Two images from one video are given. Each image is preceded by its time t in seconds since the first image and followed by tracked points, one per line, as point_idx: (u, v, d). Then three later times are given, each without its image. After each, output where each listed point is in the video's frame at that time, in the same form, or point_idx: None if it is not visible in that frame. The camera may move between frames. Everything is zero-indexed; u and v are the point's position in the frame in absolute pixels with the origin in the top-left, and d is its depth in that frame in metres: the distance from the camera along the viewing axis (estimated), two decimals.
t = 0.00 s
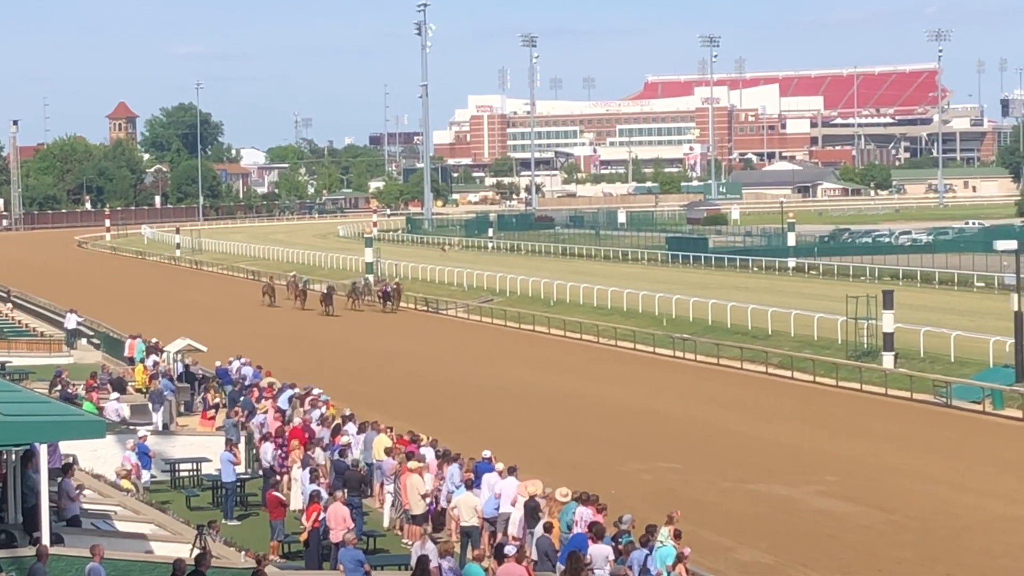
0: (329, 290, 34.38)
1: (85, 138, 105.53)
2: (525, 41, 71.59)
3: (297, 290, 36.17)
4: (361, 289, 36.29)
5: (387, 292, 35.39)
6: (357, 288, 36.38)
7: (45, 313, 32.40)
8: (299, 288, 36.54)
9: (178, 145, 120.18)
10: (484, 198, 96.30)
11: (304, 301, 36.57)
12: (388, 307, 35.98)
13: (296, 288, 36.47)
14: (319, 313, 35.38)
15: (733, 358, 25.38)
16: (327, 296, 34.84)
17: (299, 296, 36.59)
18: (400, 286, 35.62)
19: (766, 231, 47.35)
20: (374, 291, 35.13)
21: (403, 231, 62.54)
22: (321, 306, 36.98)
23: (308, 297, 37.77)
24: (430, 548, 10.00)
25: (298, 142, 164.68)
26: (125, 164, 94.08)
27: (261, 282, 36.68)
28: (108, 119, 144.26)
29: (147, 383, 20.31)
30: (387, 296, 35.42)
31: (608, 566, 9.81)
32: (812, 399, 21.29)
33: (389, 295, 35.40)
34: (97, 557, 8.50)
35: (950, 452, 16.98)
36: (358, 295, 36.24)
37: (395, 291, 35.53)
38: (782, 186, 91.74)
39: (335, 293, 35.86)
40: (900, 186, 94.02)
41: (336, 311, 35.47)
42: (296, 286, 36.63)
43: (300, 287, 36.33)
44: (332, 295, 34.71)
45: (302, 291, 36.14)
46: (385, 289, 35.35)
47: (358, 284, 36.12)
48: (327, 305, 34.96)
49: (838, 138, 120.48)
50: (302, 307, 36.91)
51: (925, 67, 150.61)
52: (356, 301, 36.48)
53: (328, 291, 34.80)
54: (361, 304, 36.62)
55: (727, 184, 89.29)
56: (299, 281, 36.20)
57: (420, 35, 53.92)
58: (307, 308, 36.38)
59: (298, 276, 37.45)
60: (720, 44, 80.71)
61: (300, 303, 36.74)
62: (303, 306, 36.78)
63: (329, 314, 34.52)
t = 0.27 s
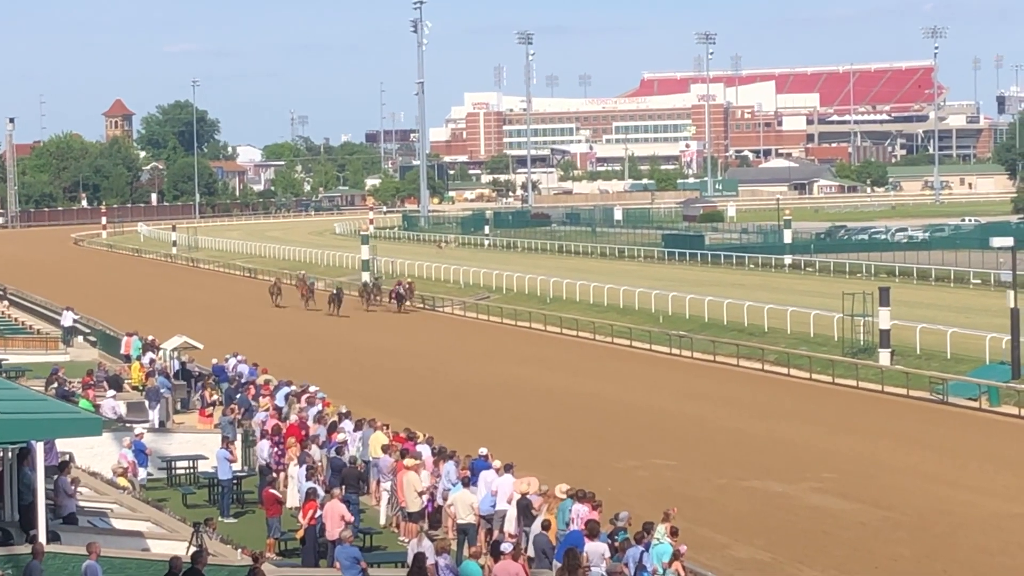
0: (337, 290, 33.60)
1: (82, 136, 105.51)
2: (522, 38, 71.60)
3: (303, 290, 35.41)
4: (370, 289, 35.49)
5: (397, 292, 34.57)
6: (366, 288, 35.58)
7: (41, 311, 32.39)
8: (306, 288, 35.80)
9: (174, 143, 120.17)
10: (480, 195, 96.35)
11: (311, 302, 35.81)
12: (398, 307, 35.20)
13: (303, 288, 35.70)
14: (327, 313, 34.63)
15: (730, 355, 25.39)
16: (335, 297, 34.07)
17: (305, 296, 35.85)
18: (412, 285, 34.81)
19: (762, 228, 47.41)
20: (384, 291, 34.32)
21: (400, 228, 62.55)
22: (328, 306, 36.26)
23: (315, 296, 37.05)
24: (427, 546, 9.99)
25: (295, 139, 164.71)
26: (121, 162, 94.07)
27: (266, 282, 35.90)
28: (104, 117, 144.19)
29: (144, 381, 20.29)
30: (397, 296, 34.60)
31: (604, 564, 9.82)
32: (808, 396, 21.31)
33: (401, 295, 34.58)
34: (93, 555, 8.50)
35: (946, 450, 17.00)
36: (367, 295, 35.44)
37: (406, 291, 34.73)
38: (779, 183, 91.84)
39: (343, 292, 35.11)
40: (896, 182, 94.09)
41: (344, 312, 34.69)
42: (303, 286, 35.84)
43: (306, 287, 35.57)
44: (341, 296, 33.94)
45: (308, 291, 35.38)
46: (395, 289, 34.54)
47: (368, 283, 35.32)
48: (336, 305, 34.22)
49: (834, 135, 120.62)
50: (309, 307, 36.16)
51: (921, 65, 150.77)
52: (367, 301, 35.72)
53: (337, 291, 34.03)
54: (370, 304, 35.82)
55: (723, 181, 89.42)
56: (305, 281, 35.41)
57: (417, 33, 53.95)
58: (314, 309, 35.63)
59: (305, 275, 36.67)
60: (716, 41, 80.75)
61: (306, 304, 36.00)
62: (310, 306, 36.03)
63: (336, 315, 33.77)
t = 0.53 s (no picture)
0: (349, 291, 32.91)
1: (78, 134, 105.47)
2: (518, 35, 71.57)
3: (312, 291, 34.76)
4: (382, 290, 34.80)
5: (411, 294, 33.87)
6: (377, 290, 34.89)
7: (39, 310, 32.39)
8: (315, 288, 35.10)
9: (171, 141, 120.15)
10: (478, 193, 96.38)
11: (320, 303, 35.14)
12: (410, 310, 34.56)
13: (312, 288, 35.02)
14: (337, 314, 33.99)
15: (727, 353, 25.40)
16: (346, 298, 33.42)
17: (314, 297, 35.19)
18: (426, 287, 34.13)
19: (759, 226, 47.44)
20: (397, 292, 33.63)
21: (396, 226, 62.58)
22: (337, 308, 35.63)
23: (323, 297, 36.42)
24: (424, 544, 9.99)
25: (292, 138, 164.74)
26: (118, 160, 94.12)
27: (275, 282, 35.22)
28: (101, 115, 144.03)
29: (140, 379, 20.30)
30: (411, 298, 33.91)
31: (601, 562, 9.85)
32: (805, 394, 21.33)
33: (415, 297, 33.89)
34: (90, 553, 8.50)
35: (943, 447, 17.02)
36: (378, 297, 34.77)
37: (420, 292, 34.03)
38: (776, 181, 91.92)
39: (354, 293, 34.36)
40: (894, 180, 94.11)
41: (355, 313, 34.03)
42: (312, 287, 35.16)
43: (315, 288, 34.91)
44: (352, 297, 33.23)
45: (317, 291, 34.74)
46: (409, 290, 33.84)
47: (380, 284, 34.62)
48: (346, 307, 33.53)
49: (831, 133, 120.66)
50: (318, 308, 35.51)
51: (919, 64, 150.82)
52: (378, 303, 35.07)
53: (347, 292, 33.38)
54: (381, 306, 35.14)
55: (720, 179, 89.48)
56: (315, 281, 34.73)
57: (413, 31, 53.95)
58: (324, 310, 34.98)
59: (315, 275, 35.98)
60: (713, 38, 80.76)
61: (316, 305, 35.34)
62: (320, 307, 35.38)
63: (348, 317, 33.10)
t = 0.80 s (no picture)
0: (359, 293, 32.20)
1: (74, 133, 105.34)
2: (514, 34, 71.50)
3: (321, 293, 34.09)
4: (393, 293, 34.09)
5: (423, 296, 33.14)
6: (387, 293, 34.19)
7: (34, 308, 32.34)
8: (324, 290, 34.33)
9: (167, 140, 119.96)
10: (473, 191, 96.34)
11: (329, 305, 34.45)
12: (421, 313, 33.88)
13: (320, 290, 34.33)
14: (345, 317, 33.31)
15: (724, 352, 25.40)
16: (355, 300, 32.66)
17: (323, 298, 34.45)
18: (438, 289, 33.41)
19: (754, 225, 47.40)
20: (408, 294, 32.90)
21: (392, 225, 62.51)
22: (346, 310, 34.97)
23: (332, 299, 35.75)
24: (420, 542, 9.99)
25: (288, 136, 164.60)
26: (114, 159, 93.99)
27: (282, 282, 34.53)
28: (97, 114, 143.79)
29: (136, 377, 20.28)
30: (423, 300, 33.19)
31: (597, 560, 9.86)
32: (802, 392, 21.32)
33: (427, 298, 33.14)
34: (86, 551, 8.50)
35: (939, 445, 17.03)
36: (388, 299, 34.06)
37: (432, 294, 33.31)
38: (771, 179, 91.91)
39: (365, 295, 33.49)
40: (890, 179, 94.08)
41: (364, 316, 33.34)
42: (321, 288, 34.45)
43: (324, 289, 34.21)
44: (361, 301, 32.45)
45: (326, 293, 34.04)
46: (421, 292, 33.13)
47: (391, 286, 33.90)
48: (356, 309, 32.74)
49: (827, 132, 120.62)
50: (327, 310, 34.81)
51: (915, 64, 150.82)
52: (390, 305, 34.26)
53: (357, 294, 32.69)
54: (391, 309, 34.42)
55: (716, 177, 89.47)
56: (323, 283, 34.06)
57: (409, 29, 53.87)
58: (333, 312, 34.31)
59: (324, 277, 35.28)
60: (709, 37, 80.67)
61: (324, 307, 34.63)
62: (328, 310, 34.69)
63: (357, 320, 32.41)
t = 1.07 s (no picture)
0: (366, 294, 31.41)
1: (65, 132, 105.15)
2: (506, 33, 71.45)
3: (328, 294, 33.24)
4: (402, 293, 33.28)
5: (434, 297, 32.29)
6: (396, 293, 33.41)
7: (26, 307, 32.29)
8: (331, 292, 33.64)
9: (159, 138, 119.80)
10: (466, 190, 96.34)
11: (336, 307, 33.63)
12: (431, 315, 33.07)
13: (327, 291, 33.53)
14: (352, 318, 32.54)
15: (716, 350, 25.42)
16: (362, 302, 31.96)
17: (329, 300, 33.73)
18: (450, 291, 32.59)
19: (747, 223, 47.41)
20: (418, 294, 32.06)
21: (385, 224, 62.47)
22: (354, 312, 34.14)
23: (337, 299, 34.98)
24: (413, 541, 9.98)
25: (280, 135, 164.46)
26: (106, 158, 93.85)
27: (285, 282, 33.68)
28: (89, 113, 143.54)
29: (129, 376, 20.26)
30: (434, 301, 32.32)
31: (589, 559, 9.85)
32: (794, 391, 21.33)
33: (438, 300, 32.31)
34: (79, 550, 8.49)
35: (931, 443, 17.04)
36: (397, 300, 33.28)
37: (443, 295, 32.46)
38: (764, 178, 91.98)
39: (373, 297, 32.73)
40: (882, 177, 94.12)
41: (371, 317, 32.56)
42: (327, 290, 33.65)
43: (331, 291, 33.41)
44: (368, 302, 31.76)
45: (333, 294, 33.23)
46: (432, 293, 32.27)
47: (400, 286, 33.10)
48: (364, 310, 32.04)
49: (819, 130, 120.65)
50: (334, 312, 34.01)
51: (907, 62, 150.92)
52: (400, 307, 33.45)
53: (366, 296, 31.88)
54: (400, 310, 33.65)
55: (709, 176, 89.51)
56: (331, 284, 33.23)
57: (401, 28, 53.80)
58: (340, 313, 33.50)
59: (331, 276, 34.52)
60: (701, 36, 80.65)
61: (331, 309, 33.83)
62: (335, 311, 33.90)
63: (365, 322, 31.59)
